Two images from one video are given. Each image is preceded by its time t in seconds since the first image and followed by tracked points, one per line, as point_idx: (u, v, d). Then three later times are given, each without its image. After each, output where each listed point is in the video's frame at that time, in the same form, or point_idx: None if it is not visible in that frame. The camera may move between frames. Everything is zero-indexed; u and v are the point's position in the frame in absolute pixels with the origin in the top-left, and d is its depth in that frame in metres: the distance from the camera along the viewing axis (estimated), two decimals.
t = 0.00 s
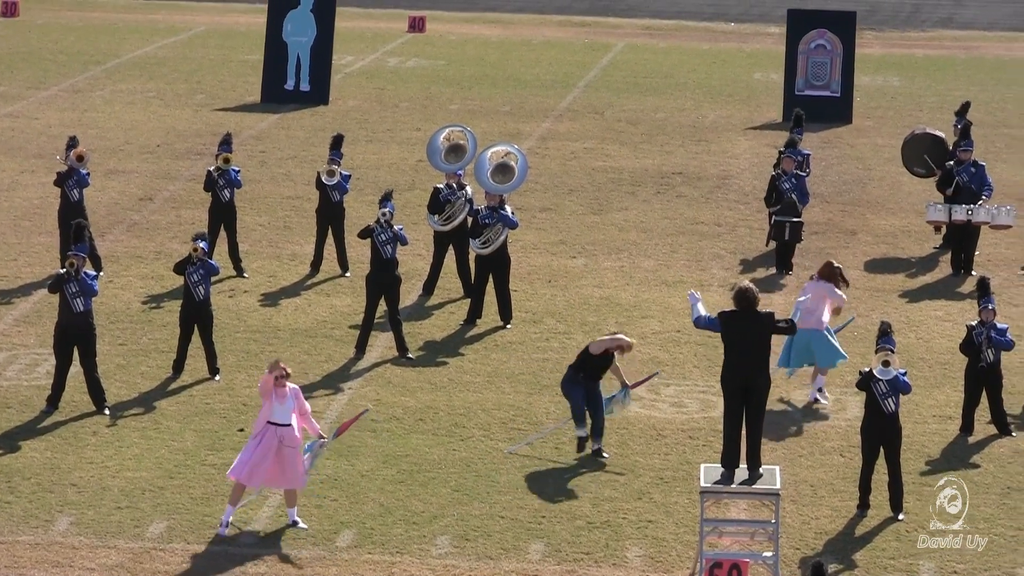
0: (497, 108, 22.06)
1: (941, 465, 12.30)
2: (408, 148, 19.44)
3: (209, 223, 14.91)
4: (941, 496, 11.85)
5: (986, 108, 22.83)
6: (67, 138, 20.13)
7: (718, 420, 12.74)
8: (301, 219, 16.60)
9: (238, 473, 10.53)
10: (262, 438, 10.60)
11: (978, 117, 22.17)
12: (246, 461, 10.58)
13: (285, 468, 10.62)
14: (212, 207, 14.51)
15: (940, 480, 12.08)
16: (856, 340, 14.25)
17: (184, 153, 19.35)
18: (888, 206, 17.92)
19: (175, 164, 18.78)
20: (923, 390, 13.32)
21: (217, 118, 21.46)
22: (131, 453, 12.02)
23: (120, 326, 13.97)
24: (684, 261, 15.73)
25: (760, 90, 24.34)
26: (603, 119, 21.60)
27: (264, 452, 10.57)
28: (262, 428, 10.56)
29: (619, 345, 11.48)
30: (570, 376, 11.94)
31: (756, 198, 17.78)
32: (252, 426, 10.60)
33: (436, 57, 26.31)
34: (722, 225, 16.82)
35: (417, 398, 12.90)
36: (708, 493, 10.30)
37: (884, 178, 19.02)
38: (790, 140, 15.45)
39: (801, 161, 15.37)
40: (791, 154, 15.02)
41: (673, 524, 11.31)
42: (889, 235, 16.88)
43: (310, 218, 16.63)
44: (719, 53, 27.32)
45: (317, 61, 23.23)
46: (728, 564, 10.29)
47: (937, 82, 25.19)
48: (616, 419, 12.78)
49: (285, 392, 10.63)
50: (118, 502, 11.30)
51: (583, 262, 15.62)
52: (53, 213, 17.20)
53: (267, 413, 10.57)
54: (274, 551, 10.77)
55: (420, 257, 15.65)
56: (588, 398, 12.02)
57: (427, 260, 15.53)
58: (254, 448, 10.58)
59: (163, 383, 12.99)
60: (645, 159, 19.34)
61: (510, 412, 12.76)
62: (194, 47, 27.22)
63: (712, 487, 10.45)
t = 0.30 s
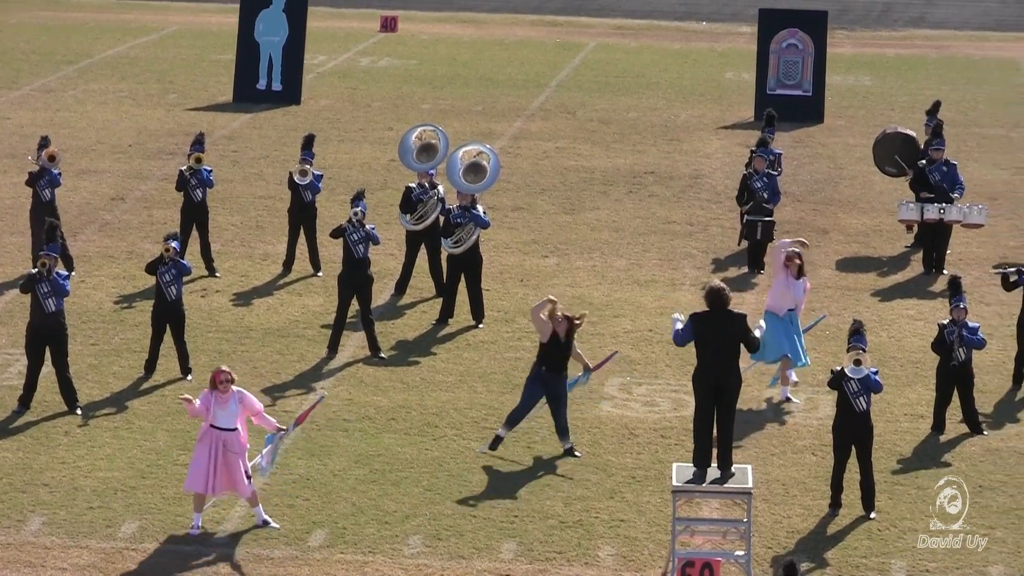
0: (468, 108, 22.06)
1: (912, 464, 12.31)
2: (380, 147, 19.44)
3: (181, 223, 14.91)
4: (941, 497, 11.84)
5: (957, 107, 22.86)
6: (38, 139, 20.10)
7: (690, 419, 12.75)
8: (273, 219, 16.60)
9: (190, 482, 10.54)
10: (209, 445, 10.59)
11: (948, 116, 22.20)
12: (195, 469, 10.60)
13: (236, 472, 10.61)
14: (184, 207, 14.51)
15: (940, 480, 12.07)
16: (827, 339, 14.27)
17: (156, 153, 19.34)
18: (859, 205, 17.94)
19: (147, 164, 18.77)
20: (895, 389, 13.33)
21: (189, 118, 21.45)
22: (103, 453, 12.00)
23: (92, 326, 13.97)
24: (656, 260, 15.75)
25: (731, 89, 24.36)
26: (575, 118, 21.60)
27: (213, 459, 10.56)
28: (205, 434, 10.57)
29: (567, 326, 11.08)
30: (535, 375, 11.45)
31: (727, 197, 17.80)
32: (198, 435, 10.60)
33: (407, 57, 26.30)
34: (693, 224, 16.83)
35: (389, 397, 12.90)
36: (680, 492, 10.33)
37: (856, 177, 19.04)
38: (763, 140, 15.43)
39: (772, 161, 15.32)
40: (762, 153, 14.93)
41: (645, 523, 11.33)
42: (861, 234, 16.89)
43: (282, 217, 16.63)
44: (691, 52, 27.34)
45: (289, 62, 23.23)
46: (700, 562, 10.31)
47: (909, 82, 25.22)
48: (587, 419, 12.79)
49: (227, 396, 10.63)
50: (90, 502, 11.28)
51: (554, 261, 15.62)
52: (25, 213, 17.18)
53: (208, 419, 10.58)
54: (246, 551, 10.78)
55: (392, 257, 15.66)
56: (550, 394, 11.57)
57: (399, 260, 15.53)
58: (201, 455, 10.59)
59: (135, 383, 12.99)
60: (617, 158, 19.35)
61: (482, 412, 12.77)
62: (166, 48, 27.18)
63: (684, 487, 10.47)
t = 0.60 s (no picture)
0: (442, 107, 22.05)
1: (887, 462, 12.31)
2: (354, 146, 19.44)
3: (155, 223, 14.91)
4: (941, 496, 11.82)
5: (930, 105, 22.88)
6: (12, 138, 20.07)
7: (664, 418, 12.76)
8: (247, 218, 16.60)
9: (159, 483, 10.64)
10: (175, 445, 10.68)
11: (922, 114, 22.21)
12: (161, 468, 10.69)
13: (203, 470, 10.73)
14: (158, 206, 14.52)
15: (940, 480, 12.05)
16: (801, 338, 14.27)
17: (130, 152, 19.32)
18: (833, 203, 17.95)
19: (121, 163, 18.77)
20: (869, 388, 13.32)
21: (163, 117, 21.43)
22: (78, 452, 11.99)
23: (66, 326, 13.96)
24: (630, 258, 15.75)
25: (705, 87, 24.36)
26: (548, 117, 21.60)
27: (181, 458, 10.66)
28: (171, 434, 10.65)
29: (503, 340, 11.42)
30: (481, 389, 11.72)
31: (702, 196, 17.81)
32: (163, 435, 10.68)
33: (381, 55, 26.30)
34: (667, 223, 16.84)
35: (363, 396, 12.90)
36: (655, 490, 10.37)
37: (829, 175, 19.05)
38: (735, 138, 15.41)
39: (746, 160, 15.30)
40: (736, 152, 14.81)
41: (619, 522, 11.35)
42: (835, 232, 16.90)
43: (256, 216, 16.63)
44: (664, 51, 27.34)
45: (263, 61, 23.23)
46: (675, 561, 10.33)
47: (882, 79, 25.22)
48: (562, 417, 12.78)
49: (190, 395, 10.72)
50: (64, 502, 11.27)
51: (528, 260, 15.62)
52: None
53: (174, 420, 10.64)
54: (221, 550, 10.78)
55: (366, 255, 15.65)
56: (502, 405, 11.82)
57: (373, 259, 15.53)
58: (168, 455, 10.68)
59: (110, 383, 12.98)
60: (591, 157, 19.36)
61: (456, 411, 12.77)
62: (139, 47, 27.14)
63: (659, 485, 10.51)
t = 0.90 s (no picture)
0: (418, 106, 22.05)
1: (863, 461, 12.32)
2: (329, 145, 19.45)
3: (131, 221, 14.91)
4: (941, 497, 11.81)
5: (906, 103, 22.89)
6: None
7: (640, 416, 12.77)
8: (223, 217, 16.60)
9: (145, 484, 10.60)
10: (156, 446, 10.63)
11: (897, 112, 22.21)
12: (142, 468, 10.63)
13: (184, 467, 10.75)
14: (133, 205, 14.54)
15: (940, 481, 12.03)
16: (777, 337, 14.28)
17: (106, 151, 19.31)
18: (808, 202, 17.97)
19: (96, 162, 18.77)
20: (845, 386, 13.33)
21: (138, 116, 21.43)
22: (53, 451, 11.97)
23: (41, 325, 13.95)
24: (606, 257, 15.76)
25: (681, 86, 24.38)
26: (524, 116, 21.60)
27: (164, 459, 10.63)
28: (153, 436, 10.58)
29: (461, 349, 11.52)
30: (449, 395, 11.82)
31: (677, 195, 17.83)
32: (142, 437, 10.60)
33: (357, 54, 26.29)
34: (643, 222, 16.86)
35: (339, 395, 12.90)
36: (631, 490, 10.38)
37: (805, 174, 19.07)
38: (711, 136, 15.36)
39: (722, 158, 15.30)
40: (711, 150, 14.74)
41: (595, 521, 11.35)
42: (811, 231, 16.91)
43: (232, 216, 16.63)
44: (639, 49, 27.35)
45: (238, 60, 23.23)
46: (651, 560, 10.33)
47: (858, 78, 25.22)
48: (538, 416, 12.78)
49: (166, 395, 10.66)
50: (39, 501, 11.26)
51: (504, 259, 15.62)
52: None
53: (156, 422, 10.56)
54: (197, 549, 10.78)
55: (342, 254, 15.65)
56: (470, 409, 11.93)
57: (349, 258, 15.53)
58: (150, 457, 10.63)
59: (85, 382, 12.97)
60: (566, 155, 19.36)
61: (432, 410, 12.76)
62: (114, 46, 27.12)
63: (635, 484, 10.53)
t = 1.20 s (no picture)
0: (383, 104, 22.04)
1: (827, 459, 12.33)
2: (293, 144, 19.46)
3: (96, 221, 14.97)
4: (942, 497, 11.77)
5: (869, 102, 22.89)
6: None
7: (604, 414, 12.78)
8: (187, 215, 16.63)
9: (119, 482, 10.59)
10: (131, 445, 10.60)
11: (861, 110, 22.21)
12: (115, 466, 10.61)
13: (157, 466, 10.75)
14: (97, 204, 14.59)
15: (941, 481, 12.00)
16: (741, 335, 14.30)
17: (70, 150, 19.30)
18: (773, 200, 17.99)
19: (61, 161, 18.77)
20: (809, 384, 13.34)
21: (103, 115, 21.42)
22: (17, 450, 11.95)
23: (6, 324, 13.95)
24: (570, 256, 15.78)
25: (644, 84, 24.38)
26: (488, 114, 21.60)
27: (139, 457, 10.62)
28: (129, 434, 10.55)
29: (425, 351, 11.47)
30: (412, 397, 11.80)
31: (641, 193, 17.86)
32: (118, 434, 10.56)
33: (322, 53, 26.28)
34: (607, 220, 16.89)
35: (303, 394, 12.90)
36: (595, 488, 10.41)
37: (768, 172, 19.09)
38: (676, 134, 15.49)
39: (687, 156, 15.39)
40: (676, 149, 14.74)
41: (560, 519, 11.37)
42: (775, 229, 16.94)
43: (197, 214, 16.66)
44: (604, 48, 27.34)
45: (203, 58, 23.23)
46: (615, 558, 10.33)
47: (820, 76, 25.15)
48: (502, 415, 12.80)
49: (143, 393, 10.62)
50: (3, 501, 11.23)
51: (468, 257, 15.63)
52: None
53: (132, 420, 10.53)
54: (161, 548, 10.78)
55: (307, 253, 15.66)
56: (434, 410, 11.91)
57: (314, 256, 15.54)
58: (124, 455, 10.60)
59: (50, 381, 12.95)
60: (530, 154, 19.37)
61: (396, 408, 12.77)
62: (80, 45, 27.10)
63: (599, 482, 10.55)
